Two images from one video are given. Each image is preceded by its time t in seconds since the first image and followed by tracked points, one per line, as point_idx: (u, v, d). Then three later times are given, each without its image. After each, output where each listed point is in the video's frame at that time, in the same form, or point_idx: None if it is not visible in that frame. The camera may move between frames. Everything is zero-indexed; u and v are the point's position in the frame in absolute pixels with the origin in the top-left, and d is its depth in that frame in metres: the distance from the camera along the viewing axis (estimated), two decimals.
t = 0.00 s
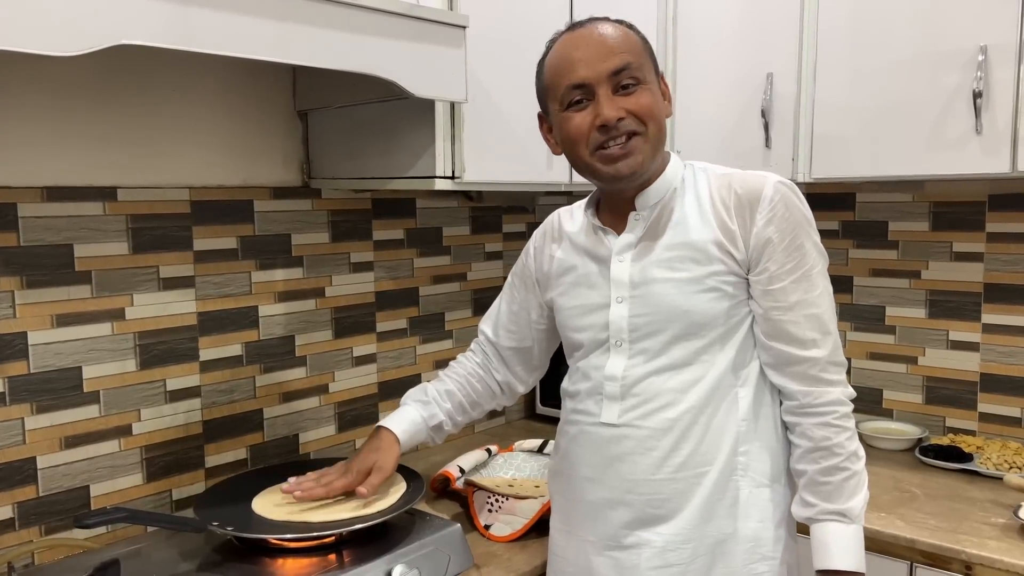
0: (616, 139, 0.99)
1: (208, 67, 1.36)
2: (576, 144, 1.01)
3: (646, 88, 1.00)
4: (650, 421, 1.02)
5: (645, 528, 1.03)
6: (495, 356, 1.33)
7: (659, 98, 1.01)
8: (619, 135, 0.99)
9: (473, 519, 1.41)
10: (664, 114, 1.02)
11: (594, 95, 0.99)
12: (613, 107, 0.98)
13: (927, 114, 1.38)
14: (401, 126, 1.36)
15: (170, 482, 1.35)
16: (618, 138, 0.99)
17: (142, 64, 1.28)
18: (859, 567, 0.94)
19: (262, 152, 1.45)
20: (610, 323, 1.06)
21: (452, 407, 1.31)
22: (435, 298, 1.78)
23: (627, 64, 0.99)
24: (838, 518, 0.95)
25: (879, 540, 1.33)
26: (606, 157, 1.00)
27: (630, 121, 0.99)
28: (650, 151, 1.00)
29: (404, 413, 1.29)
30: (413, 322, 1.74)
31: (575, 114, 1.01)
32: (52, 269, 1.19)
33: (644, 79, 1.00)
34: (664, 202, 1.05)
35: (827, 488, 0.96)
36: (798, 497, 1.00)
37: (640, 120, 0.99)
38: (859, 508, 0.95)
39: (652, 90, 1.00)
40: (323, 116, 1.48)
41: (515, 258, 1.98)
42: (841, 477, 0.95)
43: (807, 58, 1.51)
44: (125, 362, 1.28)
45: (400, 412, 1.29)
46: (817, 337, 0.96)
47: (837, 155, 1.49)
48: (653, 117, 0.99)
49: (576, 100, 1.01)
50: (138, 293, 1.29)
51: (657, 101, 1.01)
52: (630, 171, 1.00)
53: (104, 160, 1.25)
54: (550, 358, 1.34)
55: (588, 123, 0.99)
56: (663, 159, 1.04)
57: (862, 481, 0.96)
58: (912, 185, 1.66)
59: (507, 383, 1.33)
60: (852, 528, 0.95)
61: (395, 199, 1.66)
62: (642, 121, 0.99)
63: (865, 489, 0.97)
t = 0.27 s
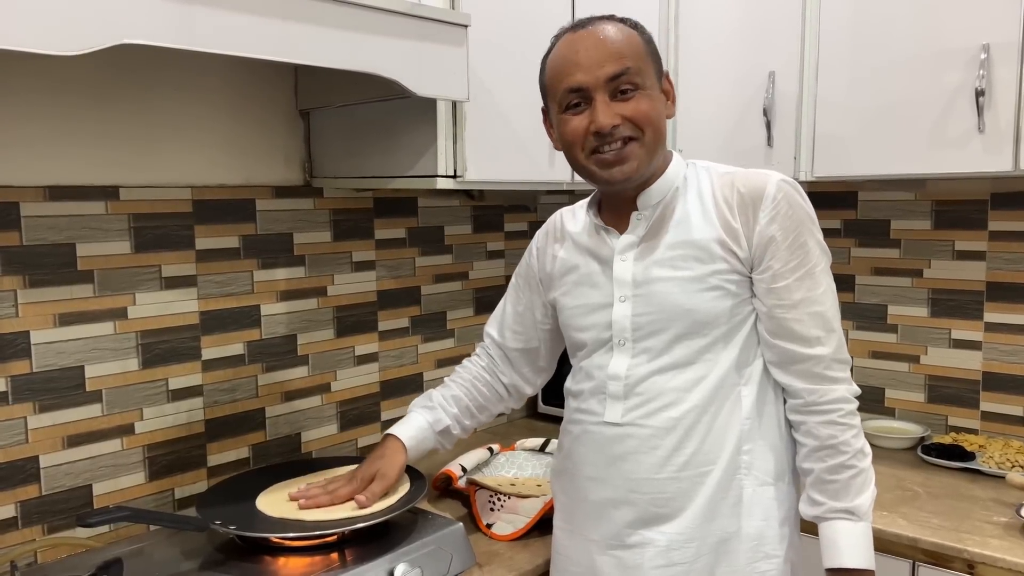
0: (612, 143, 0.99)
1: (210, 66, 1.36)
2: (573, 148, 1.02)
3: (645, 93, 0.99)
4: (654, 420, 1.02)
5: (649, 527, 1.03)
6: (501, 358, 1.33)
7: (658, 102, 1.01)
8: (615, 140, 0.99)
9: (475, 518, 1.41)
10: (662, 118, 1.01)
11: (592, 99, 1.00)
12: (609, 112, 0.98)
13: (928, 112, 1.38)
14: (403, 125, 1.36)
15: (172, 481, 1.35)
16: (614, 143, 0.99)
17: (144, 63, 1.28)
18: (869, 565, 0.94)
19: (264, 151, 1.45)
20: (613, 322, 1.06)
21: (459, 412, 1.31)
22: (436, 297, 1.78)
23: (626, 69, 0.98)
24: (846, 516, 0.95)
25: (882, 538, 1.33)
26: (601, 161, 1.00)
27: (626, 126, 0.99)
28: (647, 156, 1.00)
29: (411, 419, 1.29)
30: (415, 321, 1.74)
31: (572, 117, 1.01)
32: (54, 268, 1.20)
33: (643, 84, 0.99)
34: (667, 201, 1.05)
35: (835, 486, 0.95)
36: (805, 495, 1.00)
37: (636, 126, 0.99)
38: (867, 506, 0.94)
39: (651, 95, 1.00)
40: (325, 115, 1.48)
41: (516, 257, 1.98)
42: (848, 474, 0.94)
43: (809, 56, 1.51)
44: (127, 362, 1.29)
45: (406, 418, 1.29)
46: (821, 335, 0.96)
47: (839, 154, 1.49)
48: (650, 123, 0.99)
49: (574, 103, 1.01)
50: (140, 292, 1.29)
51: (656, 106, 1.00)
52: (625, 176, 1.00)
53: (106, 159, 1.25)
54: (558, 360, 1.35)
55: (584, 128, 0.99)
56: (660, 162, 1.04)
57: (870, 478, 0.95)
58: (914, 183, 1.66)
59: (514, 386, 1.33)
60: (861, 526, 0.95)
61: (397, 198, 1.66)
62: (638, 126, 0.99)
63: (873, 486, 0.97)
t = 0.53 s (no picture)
0: (599, 146, 0.99)
1: (211, 65, 1.37)
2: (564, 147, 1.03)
3: (637, 93, 0.98)
4: (654, 419, 1.02)
5: (649, 526, 1.03)
6: (497, 351, 1.33)
7: (652, 102, 0.99)
8: (603, 142, 0.99)
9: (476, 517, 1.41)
10: (654, 121, 1.00)
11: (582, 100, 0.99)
12: (597, 116, 0.97)
13: (929, 111, 1.38)
14: (404, 125, 1.36)
15: (174, 480, 1.35)
16: (602, 145, 0.99)
17: (145, 63, 1.28)
18: (866, 566, 0.94)
19: (265, 150, 1.46)
20: (614, 321, 1.06)
21: (453, 398, 1.31)
22: (438, 297, 1.78)
23: (617, 69, 0.97)
24: (844, 518, 0.95)
25: (883, 537, 1.33)
26: (590, 162, 1.01)
27: (615, 129, 0.98)
28: (636, 158, 1.00)
29: (406, 400, 1.28)
30: (417, 320, 1.74)
31: (565, 116, 1.02)
32: (56, 268, 1.20)
33: (636, 84, 0.98)
34: (670, 198, 1.05)
35: (833, 487, 0.95)
36: (804, 497, 1.00)
37: (624, 128, 0.98)
38: (865, 508, 0.94)
39: (644, 95, 0.98)
40: (326, 114, 1.48)
41: (518, 256, 1.98)
42: (847, 476, 0.94)
43: (810, 54, 1.51)
44: (129, 361, 1.29)
45: (402, 400, 1.28)
46: (822, 335, 0.96)
47: (840, 153, 1.49)
48: (640, 127, 0.98)
49: (569, 101, 1.01)
50: (142, 292, 1.29)
51: (648, 107, 0.99)
52: (614, 177, 1.01)
53: (106, 159, 1.25)
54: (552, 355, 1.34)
55: (573, 129, 1.00)
56: (655, 164, 1.03)
57: (868, 480, 0.95)
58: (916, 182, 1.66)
59: (509, 377, 1.33)
60: (859, 528, 0.95)
61: (398, 197, 1.66)
62: (628, 130, 0.98)
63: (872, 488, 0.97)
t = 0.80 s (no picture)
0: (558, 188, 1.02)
1: (212, 65, 1.37)
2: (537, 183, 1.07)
3: (578, 138, 0.97)
4: (657, 418, 1.02)
5: (650, 525, 1.03)
6: (502, 353, 1.33)
7: (600, 140, 0.97)
8: (560, 184, 1.02)
9: (479, 516, 1.41)
10: (608, 155, 0.98)
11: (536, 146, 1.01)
12: (543, 165, 1.00)
13: (932, 109, 1.38)
14: (406, 124, 1.36)
15: (177, 479, 1.36)
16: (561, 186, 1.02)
17: (146, 63, 1.28)
18: (860, 568, 0.95)
19: (267, 150, 1.46)
20: (618, 320, 1.05)
21: (458, 406, 1.32)
22: (440, 296, 1.78)
23: (550, 121, 0.97)
24: (841, 520, 0.95)
25: (886, 537, 1.33)
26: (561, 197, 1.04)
27: (565, 173, 1.00)
28: (595, 194, 1.01)
29: (408, 413, 1.31)
30: (419, 319, 1.74)
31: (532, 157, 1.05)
32: (59, 267, 1.20)
33: (575, 129, 0.97)
34: (670, 204, 1.04)
35: (832, 489, 0.96)
36: (802, 498, 1.00)
37: (574, 173, 0.99)
38: (863, 510, 0.95)
39: (587, 138, 0.97)
40: (328, 114, 1.48)
41: (520, 255, 1.98)
42: (845, 478, 0.94)
43: (813, 53, 1.51)
44: (132, 361, 1.29)
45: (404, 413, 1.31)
46: (826, 339, 0.96)
47: (842, 151, 1.48)
48: (588, 167, 0.98)
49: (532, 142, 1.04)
50: (144, 291, 1.29)
51: (593, 148, 0.97)
52: (587, 208, 1.04)
53: (107, 159, 1.25)
54: (560, 355, 1.35)
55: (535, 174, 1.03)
56: (628, 188, 1.02)
57: (867, 483, 0.96)
58: (919, 180, 1.66)
59: (515, 379, 1.33)
60: (855, 530, 0.95)
61: (400, 197, 1.66)
62: (576, 172, 0.99)
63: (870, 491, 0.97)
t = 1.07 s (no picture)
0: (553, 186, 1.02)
1: (214, 64, 1.37)
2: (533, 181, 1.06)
3: (573, 135, 0.97)
4: (659, 418, 1.02)
5: (654, 524, 1.03)
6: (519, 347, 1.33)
7: (595, 137, 0.97)
8: (557, 181, 1.01)
9: (482, 515, 1.41)
10: (605, 152, 0.98)
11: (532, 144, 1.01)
12: (539, 162, 0.99)
13: (935, 107, 1.37)
14: (408, 123, 1.36)
15: (181, 478, 1.36)
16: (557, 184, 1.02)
17: (149, 63, 1.28)
18: (873, 563, 0.95)
19: (270, 149, 1.46)
20: (619, 319, 1.05)
21: (476, 384, 1.30)
22: (443, 295, 1.78)
23: (547, 118, 0.97)
24: (852, 516, 0.95)
25: (890, 535, 1.33)
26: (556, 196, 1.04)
27: (561, 170, 0.99)
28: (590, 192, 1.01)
29: (429, 378, 1.28)
30: (422, 318, 1.74)
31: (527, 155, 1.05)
32: (63, 267, 1.20)
33: (570, 125, 0.97)
34: (671, 200, 1.04)
35: (840, 486, 0.96)
36: (811, 495, 1.00)
37: (570, 169, 0.99)
38: (873, 506, 0.95)
39: (582, 134, 0.97)
40: (331, 113, 1.48)
41: (522, 254, 1.98)
42: (853, 475, 0.95)
43: (816, 51, 1.51)
44: (135, 359, 1.29)
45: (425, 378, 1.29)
46: (828, 335, 0.96)
47: (845, 150, 1.48)
48: (584, 165, 0.98)
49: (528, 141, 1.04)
50: (148, 290, 1.30)
51: (589, 144, 0.97)
52: (582, 206, 1.04)
53: (110, 158, 1.25)
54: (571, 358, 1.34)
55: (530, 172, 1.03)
56: (624, 186, 1.02)
57: (874, 478, 0.96)
58: (922, 178, 1.65)
59: (531, 372, 1.32)
60: (866, 526, 0.96)
61: (403, 195, 1.67)
62: (573, 169, 0.99)
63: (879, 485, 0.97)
